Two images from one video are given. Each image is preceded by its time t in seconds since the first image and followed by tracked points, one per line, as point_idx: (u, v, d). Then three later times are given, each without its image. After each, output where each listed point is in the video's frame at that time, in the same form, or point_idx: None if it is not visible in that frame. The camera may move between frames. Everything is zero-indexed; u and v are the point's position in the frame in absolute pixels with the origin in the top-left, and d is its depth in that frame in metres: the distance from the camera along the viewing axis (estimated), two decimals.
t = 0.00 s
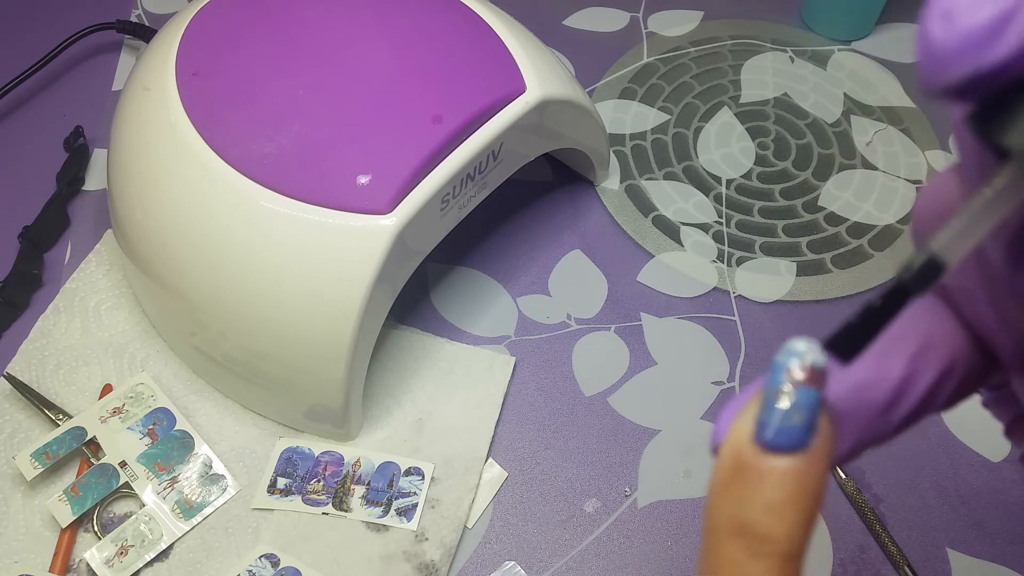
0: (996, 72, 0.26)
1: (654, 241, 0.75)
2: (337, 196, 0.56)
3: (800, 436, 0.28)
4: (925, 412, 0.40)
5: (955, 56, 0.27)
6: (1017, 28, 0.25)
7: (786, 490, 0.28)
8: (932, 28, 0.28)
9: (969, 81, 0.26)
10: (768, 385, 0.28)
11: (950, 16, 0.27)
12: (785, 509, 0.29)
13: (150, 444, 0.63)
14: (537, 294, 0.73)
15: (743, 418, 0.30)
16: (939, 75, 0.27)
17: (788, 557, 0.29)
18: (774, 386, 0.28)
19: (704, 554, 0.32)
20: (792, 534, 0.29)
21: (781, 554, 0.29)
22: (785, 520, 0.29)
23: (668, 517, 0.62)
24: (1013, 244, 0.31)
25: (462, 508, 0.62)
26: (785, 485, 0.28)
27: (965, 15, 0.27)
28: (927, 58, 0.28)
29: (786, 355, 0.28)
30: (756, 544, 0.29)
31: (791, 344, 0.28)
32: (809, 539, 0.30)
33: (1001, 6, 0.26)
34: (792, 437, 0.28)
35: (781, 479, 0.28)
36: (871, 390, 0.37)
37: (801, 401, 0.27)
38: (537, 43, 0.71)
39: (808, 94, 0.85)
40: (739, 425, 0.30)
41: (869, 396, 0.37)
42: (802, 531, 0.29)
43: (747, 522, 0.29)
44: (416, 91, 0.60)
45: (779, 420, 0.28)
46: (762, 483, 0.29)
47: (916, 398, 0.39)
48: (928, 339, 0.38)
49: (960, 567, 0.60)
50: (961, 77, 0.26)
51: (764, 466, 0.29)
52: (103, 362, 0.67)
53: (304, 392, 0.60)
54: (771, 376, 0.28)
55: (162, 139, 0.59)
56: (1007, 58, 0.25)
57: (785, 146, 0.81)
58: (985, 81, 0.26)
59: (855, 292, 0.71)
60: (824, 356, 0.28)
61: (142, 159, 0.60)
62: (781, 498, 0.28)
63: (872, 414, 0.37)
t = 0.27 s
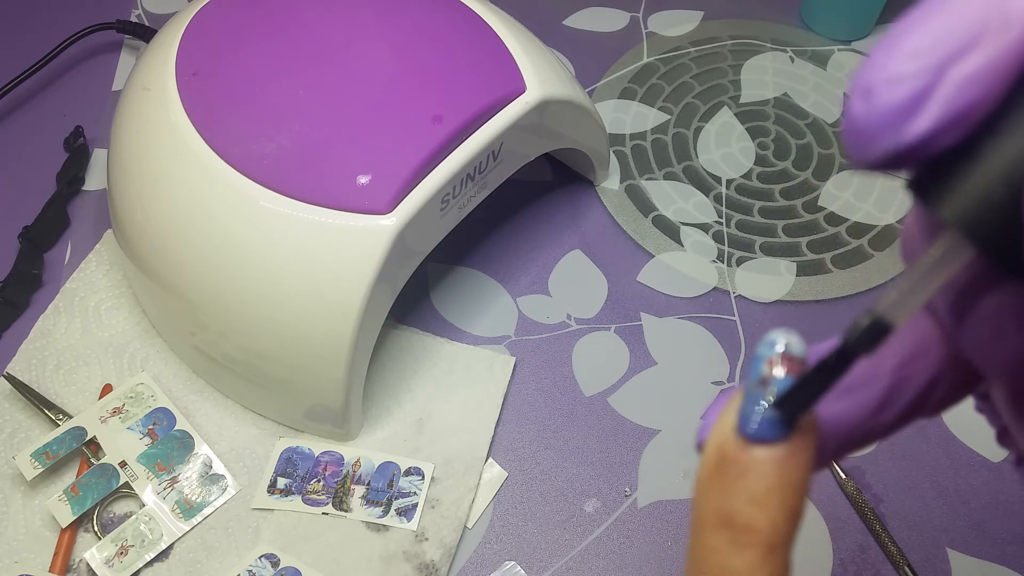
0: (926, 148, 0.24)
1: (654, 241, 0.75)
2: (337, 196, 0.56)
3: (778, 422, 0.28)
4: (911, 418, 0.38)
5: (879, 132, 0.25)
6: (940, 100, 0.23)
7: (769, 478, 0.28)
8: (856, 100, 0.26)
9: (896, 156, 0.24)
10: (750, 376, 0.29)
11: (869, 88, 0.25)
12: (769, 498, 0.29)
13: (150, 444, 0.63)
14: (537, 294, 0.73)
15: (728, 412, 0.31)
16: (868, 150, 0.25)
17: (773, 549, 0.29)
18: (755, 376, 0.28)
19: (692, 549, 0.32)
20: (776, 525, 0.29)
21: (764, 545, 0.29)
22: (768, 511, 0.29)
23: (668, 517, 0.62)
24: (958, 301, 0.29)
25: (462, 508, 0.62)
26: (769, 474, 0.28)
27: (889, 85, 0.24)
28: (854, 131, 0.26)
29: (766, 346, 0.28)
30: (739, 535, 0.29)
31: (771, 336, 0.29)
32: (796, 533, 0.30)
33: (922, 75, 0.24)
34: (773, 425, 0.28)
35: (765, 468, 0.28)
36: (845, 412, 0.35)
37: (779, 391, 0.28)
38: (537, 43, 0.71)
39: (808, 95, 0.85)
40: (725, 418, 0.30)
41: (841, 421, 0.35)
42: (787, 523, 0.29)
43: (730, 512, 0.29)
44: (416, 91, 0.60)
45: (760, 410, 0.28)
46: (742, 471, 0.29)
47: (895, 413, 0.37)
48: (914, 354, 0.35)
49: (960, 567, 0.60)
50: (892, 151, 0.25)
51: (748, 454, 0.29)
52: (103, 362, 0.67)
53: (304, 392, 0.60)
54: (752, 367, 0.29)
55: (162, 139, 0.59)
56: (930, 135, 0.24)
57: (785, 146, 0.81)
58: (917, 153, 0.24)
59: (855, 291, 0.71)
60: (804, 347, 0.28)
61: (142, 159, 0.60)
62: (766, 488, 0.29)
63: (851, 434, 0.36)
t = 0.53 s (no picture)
0: (893, 178, 0.23)
1: (654, 241, 0.75)
2: (337, 196, 0.56)
3: (772, 421, 0.28)
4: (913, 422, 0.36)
5: (846, 162, 0.23)
6: (909, 131, 0.22)
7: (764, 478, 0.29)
8: (822, 129, 0.24)
9: (864, 186, 0.23)
10: (743, 377, 0.30)
11: (836, 117, 0.24)
12: (764, 499, 0.29)
13: (150, 444, 0.63)
14: (537, 294, 0.73)
15: (722, 415, 0.31)
16: (835, 181, 0.24)
17: (768, 551, 0.29)
18: (748, 377, 0.30)
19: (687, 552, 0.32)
20: (771, 526, 0.29)
21: (758, 547, 0.29)
22: (763, 512, 0.29)
23: (668, 517, 0.62)
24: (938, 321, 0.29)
25: (462, 508, 0.62)
26: (764, 475, 0.28)
27: (854, 114, 0.23)
28: (819, 162, 0.24)
29: (758, 348, 0.30)
30: (734, 537, 0.29)
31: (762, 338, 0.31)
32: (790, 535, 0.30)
33: (891, 104, 0.22)
34: (768, 424, 0.28)
35: (760, 469, 0.29)
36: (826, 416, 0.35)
37: (772, 391, 0.29)
38: (537, 43, 0.71)
39: (808, 95, 0.85)
40: (718, 421, 0.31)
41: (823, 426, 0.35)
42: (782, 524, 0.29)
43: (724, 513, 0.29)
44: (416, 91, 0.60)
45: (755, 409, 0.29)
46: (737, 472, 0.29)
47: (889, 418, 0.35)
48: (907, 365, 0.33)
49: (960, 567, 0.60)
50: (860, 182, 0.23)
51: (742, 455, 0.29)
52: (103, 362, 0.67)
53: (304, 392, 0.60)
54: (744, 368, 0.30)
55: (162, 139, 0.59)
56: (898, 166, 0.22)
57: (785, 146, 0.81)
58: (884, 184, 0.23)
59: (855, 292, 0.71)
60: (797, 349, 0.30)
61: (142, 159, 0.60)
62: (760, 488, 0.29)
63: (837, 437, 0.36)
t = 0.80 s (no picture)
0: (888, 179, 0.23)
1: (654, 241, 0.75)
2: (337, 196, 0.56)
3: (772, 425, 0.28)
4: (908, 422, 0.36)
5: (841, 164, 0.23)
6: (903, 132, 0.22)
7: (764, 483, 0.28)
8: (816, 131, 0.24)
9: (859, 187, 0.23)
10: (743, 379, 0.29)
11: (829, 120, 0.23)
12: (764, 503, 0.28)
13: (150, 444, 0.63)
14: (537, 294, 0.73)
15: (723, 416, 0.31)
16: (829, 184, 0.24)
17: (768, 553, 0.29)
18: (748, 379, 0.29)
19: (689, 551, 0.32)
20: (771, 529, 0.29)
21: (759, 550, 0.29)
22: (764, 515, 0.29)
23: (668, 517, 0.62)
24: (934, 319, 0.29)
25: (462, 508, 0.62)
26: (765, 478, 0.28)
27: (847, 116, 0.23)
28: (814, 163, 0.24)
29: (758, 350, 0.29)
30: (734, 540, 0.29)
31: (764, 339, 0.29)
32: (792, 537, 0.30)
33: (885, 106, 0.22)
34: (768, 427, 0.28)
35: (761, 471, 0.28)
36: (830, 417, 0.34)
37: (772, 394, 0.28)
38: (537, 43, 0.71)
39: (808, 95, 0.85)
40: (719, 422, 0.30)
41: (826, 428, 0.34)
42: (783, 527, 0.29)
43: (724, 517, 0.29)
44: (416, 91, 0.60)
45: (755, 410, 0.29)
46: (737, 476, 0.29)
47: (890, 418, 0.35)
48: (909, 364, 0.33)
49: (961, 567, 0.60)
50: (854, 184, 0.23)
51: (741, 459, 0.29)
52: (103, 362, 0.67)
53: (304, 392, 0.60)
54: (744, 370, 0.29)
55: (162, 139, 0.59)
56: (893, 167, 0.23)
57: (785, 146, 0.81)
58: (878, 185, 0.23)
59: (855, 292, 0.71)
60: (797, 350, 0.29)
61: (142, 159, 0.60)
62: (761, 493, 0.28)
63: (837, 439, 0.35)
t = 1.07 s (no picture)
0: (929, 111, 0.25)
1: (654, 241, 0.75)
2: (337, 196, 0.56)
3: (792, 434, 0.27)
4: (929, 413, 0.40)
5: (888, 91, 0.26)
6: (948, 66, 0.25)
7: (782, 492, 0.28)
8: (867, 61, 0.26)
9: (902, 114, 0.26)
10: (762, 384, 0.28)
11: (881, 51, 0.26)
12: (780, 510, 0.28)
13: (150, 444, 0.63)
14: (537, 294, 0.73)
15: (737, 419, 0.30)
16: (874, 110, 0.26)
17: (782, 558, 0.29)
18: (767, 384, 0.28)
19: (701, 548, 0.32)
20: (786, 535, 0.29)
21: (773, 556, 0.29)
22: (779, 522, 0.28)
23: (668, 517, 0.62)
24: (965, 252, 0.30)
25: (462, 508, 0.62)
26: (782, 487, 0.28)
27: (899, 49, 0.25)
28: (862, 90, 0.27)
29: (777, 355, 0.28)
30: (750, 546, 0.29)
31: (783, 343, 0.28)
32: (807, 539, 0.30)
33: (933, 39, 0.25)
34: (787, 435, 0.27)
35: (778, 480, 0.28)
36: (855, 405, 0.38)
37: (794, 400, 0.27)
38: (537, 43, 0.71)
39: (808, 95, 0.85)
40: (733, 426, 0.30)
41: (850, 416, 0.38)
42: (798, 533, 0.29)
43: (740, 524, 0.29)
44: (416, 91, 0.60)
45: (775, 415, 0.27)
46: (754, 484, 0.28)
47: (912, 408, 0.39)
48: (932, 352, 0.37)
49: (961, 567, 0.60)
50: (898, 112, 0.26)
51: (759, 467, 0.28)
52: (103, 362, 0.67)
53: (304, 392, 0.60)
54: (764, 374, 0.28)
55: (162, 139, 0.59)
56: (936, 98, 0.25)
57: (785, 146, 0.81)
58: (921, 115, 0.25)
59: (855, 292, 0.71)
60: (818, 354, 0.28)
61: (142, 159, 0.60)
62: (777, 500, 0.28)
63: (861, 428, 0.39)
